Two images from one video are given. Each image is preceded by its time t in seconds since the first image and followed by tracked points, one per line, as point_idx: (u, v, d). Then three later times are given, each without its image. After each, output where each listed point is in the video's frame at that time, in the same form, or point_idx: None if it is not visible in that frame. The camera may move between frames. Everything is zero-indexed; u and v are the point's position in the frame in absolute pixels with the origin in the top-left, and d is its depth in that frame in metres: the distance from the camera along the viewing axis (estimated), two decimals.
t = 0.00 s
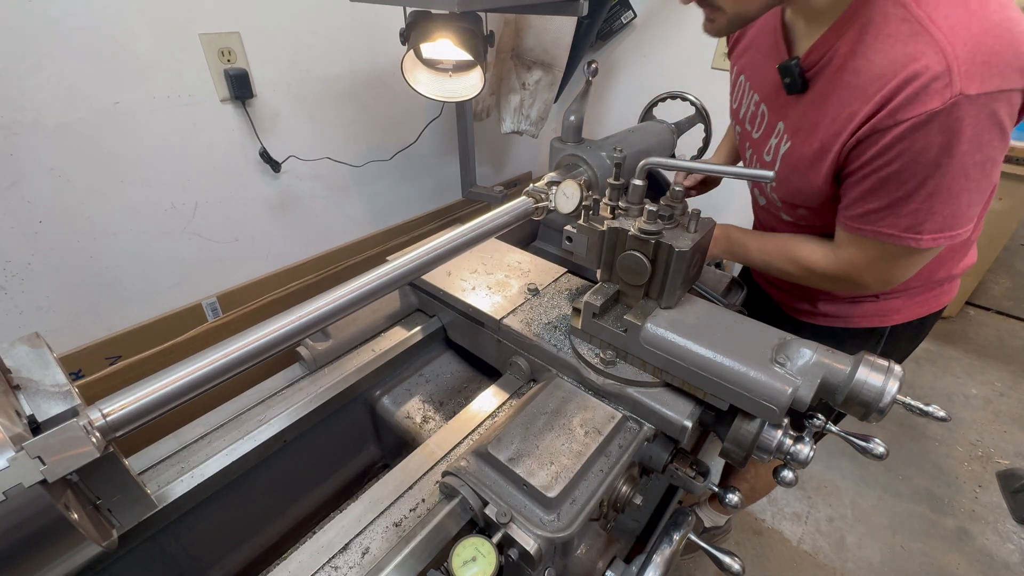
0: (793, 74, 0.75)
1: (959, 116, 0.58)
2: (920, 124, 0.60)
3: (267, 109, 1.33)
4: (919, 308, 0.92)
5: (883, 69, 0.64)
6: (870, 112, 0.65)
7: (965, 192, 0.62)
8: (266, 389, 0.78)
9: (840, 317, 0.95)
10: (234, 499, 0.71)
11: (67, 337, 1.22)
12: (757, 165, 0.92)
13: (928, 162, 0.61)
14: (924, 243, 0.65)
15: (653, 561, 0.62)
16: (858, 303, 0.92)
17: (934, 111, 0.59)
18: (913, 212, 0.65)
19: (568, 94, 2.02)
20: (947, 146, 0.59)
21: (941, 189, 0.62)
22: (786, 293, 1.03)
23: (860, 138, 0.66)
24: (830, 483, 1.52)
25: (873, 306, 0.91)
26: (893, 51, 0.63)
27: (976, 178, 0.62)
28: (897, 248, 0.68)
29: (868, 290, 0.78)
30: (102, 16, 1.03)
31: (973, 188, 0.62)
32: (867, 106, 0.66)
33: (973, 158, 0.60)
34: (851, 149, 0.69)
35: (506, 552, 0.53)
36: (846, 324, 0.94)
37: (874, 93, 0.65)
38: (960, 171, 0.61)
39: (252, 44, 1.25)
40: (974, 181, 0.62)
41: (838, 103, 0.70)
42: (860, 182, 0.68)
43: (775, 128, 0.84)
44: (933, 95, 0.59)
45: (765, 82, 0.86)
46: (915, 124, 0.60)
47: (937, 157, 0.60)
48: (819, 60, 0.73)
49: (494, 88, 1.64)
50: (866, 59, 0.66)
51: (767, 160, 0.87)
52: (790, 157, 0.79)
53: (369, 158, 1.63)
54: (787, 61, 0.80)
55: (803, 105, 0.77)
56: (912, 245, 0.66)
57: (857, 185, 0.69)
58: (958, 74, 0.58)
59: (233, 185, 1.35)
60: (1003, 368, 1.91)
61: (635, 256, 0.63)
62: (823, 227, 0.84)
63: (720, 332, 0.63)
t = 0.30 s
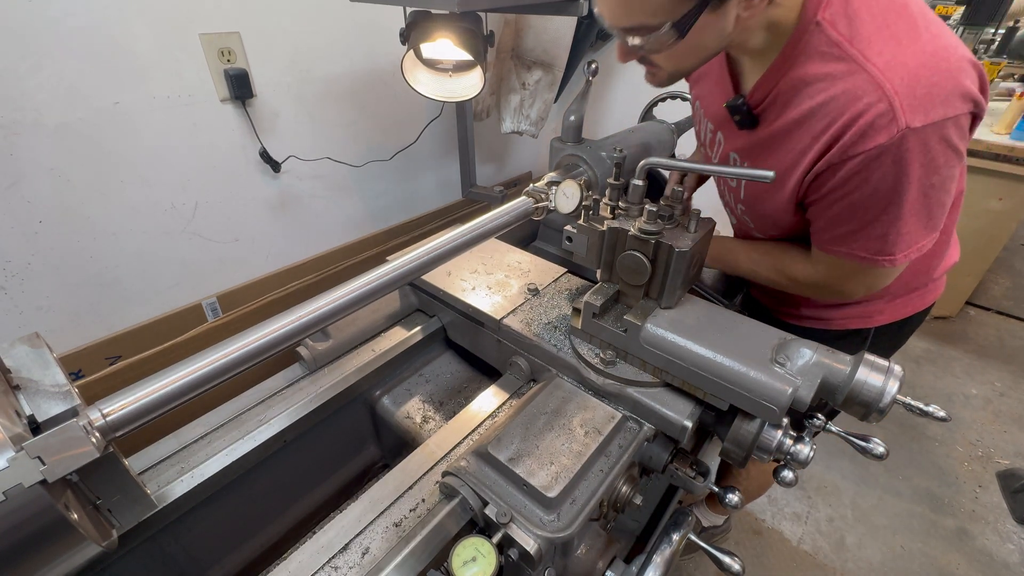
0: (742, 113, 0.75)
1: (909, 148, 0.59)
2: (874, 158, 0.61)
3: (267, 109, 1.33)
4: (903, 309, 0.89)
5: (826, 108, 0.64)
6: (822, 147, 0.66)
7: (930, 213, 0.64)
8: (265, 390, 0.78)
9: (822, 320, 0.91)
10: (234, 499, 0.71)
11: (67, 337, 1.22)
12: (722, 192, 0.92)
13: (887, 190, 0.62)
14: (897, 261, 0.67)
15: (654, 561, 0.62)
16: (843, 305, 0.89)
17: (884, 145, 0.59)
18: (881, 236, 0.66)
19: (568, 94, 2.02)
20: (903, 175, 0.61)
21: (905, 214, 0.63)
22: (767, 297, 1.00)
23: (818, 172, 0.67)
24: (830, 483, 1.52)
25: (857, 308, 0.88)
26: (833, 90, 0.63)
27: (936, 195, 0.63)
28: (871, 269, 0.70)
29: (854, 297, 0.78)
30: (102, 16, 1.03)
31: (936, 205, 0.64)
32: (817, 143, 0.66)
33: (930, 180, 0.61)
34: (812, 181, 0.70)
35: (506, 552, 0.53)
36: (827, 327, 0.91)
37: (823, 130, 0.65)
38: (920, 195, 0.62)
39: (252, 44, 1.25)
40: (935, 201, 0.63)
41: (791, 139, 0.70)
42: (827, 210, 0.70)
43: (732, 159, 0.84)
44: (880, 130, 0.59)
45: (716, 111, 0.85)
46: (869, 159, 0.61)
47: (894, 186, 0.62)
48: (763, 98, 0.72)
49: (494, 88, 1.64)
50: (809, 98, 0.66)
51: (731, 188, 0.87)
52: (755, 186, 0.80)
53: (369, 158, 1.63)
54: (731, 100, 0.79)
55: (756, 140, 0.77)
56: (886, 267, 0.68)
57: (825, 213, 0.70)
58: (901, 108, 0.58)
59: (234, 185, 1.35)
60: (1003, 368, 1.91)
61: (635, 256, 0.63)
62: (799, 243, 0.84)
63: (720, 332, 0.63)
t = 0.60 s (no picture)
0: (726, 150, 0.72)
1: (913, 174, 0.58)
2: (877, 187, 0.60)
3: (267, 109, 1.33)
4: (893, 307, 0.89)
5: (820, 140, 0.62)
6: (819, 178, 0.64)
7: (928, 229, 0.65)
8: (265, 390, 0.77)
9: (813, 322, 0.90)
10: (234, 499, 0.71)
11: (66, 337, 1.22)
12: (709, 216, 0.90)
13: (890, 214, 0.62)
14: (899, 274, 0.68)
15: (654, 561, 0.62)
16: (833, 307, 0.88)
17: (887, 175, 0.59)
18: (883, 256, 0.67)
19: (568, 94, 2.02)
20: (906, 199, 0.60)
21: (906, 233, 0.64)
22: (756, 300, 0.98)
23: (819, 202, 0.66)
24: (830, 483, 1.52)
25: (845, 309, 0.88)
26: (825, 123, 0.61)
27: (933, 210, 0.64)
28: (871, 284, 0.71)
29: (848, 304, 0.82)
30: (102, 16, 1.03)
31: (933, 218, 0.65)
32: (814, 174, 0.65)
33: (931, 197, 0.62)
34: (809, 209, 0.69)
35: (506, 552, 0.53)
36: (819, 329, 0.90)
37: (818, 162, 0.63)
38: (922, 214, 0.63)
39: (252, 44, 1.25)
40: (933, 216, 0.65)
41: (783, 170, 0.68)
42: (827, 235, 0.69)
43: (717, 187, 0.82)
44: (883, 161, 0.58)
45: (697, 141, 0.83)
46: (874, 188, 0.60)
47: (898, 211, 0.62)
48: (747, 133, 0.70)
49: (494, 88, 1.65)
50: (801, 131, 0.64)
51: (722, 213, 0.85)
52: (748, 213, 0.79)
53: (369, 158, 1.63)
54: (710, 137, 0.77)
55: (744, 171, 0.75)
56: (887, 282, 0.70)
57: (824, 237, 0.70)
58: (903, 138, 0.57)
59: (233, 185, 1.35)
60: (1003, 368, 1.91)
61: (635, 257, 0.63)
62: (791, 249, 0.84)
63: (719, 332, 0.63)
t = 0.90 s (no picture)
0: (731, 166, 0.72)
1: (933, 197, 0.58)
2: (896, 210, 0.59)
3: (267, 109, 1.33)
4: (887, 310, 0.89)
5: (833, 164, 0.61)
6: (832, 200, 0.64)
7: (941, 250, 0.65)
8: (265, 390, 0.77)
9: (808, 326, 0.90)
10: (234, 499, 0.72)
11: (66, 337, 1.22)
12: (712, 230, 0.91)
13: (905, 237, 0.62)
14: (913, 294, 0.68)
15: (654, 561, 0.62)
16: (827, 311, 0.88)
17: (907, 199, 0.58)
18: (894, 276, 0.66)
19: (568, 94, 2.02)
20: (923, 222, 0.60)
21: (922, 253, 0.64)
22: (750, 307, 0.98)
23: (834, 225, 0.65)
24: (830, 482, 1.52)
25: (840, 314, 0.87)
26: (839, 147, 0.60)
27: (948, 229, 0.64)
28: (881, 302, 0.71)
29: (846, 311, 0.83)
30: (103, 16, 1.03)
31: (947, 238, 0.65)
32: (829, 197, 0.64)
33: (948, 218, 0.62)
34: (822, 233, 0.68)
35: (506, 552, 0.53)
36: (815, 333, 0.90)
37: (829, 185, 0.62)
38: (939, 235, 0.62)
39: (253, 44, 1.25)
40: (948, 236, 0.64)
41: (790, 192, 0.67)
42: (835, 256, 0.69)
43: (718, 205, 0.83)
44: (903, 185, 0.57)
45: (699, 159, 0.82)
46: (894, 212, 0.59)
47: (916, 233, 0.61)
48: (754, 153, 0.69)
49: (494, 88, 1.65)
50: (815, 154, 0.63)
51: (725, 230, 0.85)
52: (750, 233, 0.78)
53: (369, 158, 1.63)
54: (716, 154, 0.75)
55: (746, 192, 0.75)
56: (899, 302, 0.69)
57: (832, 258, 0.69)
58: (924, 162, 0.56)
59: (233, 185, 1.35)
60: (1003, 368, 1.91)
61: (636, 257, 0.62)
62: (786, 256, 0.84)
63: (718, 332, 0.63)
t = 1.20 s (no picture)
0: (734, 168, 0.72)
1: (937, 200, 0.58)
2: (901, 214, 0.59)
3: (267, 109, 1.33)
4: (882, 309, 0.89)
5: (835, 170, 0.61)
6: (835, 206, 0.63)
7: (945, 251, 0.65)
8: (265, 390, 0.77)
9: (806, 328, 0.90)
10: (234, 499, 0.71)
11: (66, 336, 1.22)
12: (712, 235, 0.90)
13: (909, 240, 0.62)
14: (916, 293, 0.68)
15: (654, 561, 0.62)
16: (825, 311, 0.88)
17: (912, 204, 0.58)
18: (898, 278, 0.67)
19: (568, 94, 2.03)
20: (927, 226, 0.60)
21: (926, 255, 0.64)
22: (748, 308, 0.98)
23: (838, 230, 0.65)
24: (829, 483, 1.52)
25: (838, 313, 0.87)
26: (841, 154, 0.60)
27: (952, 230, 0.64)
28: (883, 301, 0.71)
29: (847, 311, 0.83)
30: (102, 16, 1.03)
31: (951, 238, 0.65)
32: (832, 203, 0.63)
33: (951, 220, 0.62)
34: (825, 237, 0.68)
35: (506, 552, 0.53)
36: (813, 336, 0.90)
37: (832, 192, 0.62)
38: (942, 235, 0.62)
39: (252, 44, 1.25)
40: (951, 236, 0.64)
41: (791, 198, 0.67)
42: (838, 260, 0.69)
43: (719, 209, 0.82)
44: (908, 191, 0.57)
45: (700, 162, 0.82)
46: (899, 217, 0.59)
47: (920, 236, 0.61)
48: (755, 157, 0.69)
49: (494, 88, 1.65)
50: (817, 162, 0.62)
51: (726, 234, 0.85)
52: (751, 238, 0.78)
53: (369, 158, 1.63)
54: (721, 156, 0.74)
55: (746, 196, 0.75)
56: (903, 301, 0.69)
57: (835, 262, 0.69)
58: (928, 168, 0.56)
59: (233, 185, 1.35)
60: (1003, 368, 1.91)
61: (636, 257, 0.62)
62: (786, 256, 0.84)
63: (716, 332, 0.63)
